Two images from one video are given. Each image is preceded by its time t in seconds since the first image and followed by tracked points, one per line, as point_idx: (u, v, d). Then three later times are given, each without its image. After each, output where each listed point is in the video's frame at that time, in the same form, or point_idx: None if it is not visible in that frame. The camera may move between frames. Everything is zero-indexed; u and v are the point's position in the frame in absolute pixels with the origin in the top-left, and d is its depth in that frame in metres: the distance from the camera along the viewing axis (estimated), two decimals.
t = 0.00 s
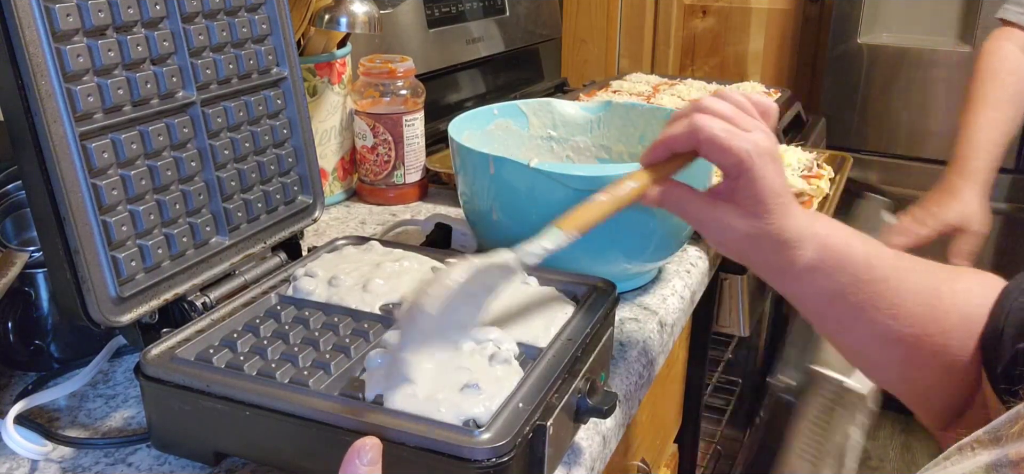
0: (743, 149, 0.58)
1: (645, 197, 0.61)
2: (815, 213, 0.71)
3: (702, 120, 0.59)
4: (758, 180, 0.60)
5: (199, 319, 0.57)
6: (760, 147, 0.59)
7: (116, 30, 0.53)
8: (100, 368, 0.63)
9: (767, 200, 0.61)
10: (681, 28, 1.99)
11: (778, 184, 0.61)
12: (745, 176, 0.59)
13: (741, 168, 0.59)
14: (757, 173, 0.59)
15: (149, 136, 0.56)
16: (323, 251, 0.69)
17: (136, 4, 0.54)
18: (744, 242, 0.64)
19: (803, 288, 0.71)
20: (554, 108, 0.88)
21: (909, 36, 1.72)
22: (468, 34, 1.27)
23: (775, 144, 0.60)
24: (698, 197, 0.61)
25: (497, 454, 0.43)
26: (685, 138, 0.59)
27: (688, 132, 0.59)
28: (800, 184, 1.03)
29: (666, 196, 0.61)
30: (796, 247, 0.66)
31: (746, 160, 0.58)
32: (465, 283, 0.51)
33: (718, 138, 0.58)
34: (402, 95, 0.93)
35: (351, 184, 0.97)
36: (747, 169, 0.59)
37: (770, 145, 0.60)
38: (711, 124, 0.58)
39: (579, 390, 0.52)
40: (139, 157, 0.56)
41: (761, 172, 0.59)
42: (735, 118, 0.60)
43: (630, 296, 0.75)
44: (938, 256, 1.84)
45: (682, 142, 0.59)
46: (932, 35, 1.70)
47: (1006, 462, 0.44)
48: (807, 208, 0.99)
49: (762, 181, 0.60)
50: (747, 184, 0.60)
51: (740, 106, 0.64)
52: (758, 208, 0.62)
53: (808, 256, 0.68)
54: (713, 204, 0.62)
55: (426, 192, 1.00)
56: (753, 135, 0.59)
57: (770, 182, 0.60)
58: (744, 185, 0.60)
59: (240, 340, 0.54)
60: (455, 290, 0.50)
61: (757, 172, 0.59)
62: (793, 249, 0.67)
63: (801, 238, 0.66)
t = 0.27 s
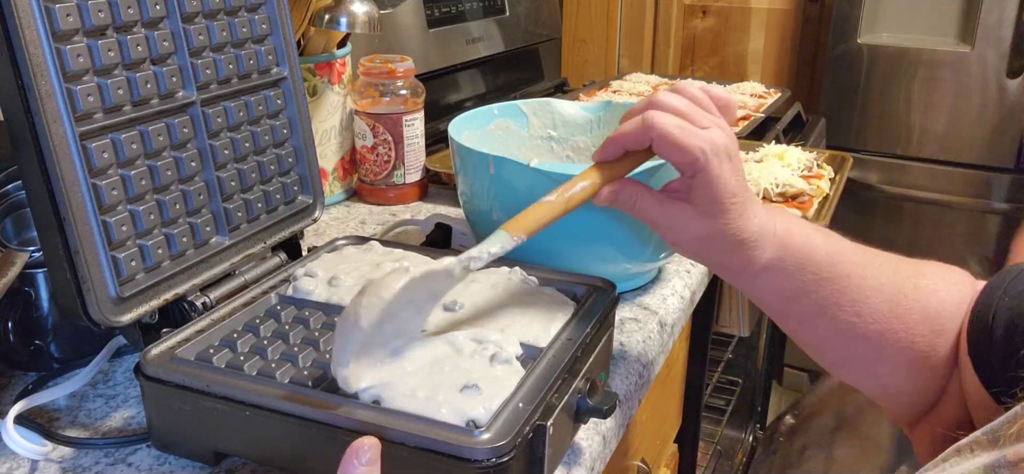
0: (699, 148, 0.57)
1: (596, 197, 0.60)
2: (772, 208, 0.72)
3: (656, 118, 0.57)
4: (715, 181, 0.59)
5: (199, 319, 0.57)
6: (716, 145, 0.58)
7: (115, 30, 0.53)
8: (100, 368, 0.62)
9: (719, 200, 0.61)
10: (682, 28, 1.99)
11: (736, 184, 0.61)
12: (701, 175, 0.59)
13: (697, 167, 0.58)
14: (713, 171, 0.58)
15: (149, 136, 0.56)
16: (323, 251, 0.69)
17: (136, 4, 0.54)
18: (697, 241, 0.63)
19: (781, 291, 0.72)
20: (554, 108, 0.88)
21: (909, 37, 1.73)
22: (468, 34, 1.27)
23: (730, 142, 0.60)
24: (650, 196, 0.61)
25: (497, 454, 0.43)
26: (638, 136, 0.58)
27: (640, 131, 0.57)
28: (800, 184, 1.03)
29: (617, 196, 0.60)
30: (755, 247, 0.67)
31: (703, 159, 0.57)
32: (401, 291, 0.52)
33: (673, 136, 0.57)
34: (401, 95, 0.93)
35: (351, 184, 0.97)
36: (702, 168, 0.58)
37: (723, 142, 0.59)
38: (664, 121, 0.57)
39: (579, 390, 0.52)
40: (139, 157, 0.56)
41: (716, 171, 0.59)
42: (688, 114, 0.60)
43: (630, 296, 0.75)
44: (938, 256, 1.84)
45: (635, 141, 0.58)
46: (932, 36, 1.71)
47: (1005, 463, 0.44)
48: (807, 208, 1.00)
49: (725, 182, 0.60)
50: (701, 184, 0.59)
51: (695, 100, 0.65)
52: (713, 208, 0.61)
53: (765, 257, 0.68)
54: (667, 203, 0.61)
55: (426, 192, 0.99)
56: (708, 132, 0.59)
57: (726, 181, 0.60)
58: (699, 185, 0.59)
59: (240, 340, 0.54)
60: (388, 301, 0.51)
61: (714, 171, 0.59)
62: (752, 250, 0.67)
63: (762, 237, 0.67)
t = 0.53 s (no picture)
0: (711, 146, 0.59)
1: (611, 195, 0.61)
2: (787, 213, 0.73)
3: (670, 117, 0.59)
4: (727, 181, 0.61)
5: (199, 319, 0.57)
6: (728, 145, 0.60)
7: (115, 30, 0.53)
8: (100, 368, 0.62)
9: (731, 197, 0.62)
10: (682, 28, 1.99)
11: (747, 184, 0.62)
12: (713, 173, 0.60)
13: (710, 165, 0.59)
14: (725, 170, 0.60)
15: (149, 136, 0.56)
16: (323, 251, 0.69)
17: (136, 4, 0.54)
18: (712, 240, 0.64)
19: (795, 291, 0.73)
20: (554, 108, 0.88)
21: (909, 37, 1.72)
22: (468, 34, 1.27)
23: (742, 143, 0.62)
24: (664, 196, 0.61)
25: (497, 454, 0.43)
26: (652, 134, 0.59)
27: (654, 129, 0.59)
28: (800, 184, 1.03)
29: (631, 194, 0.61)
30: (769, 245, 0.68)
31: (715, 157, 0.59)
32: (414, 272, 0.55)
33: (686, 134, 0.59)
34: (401, 95, 0.93)
35: (351, 184, 0.97)
36: (714, 166, 0.59)
37: (735, 142, 0.61)
38: (678, 120, 0.59)
39: (579, 390, 0.52)
40: (139, 157, 0.56)
41: (729, 170, 0.60)
42: (701, 115, 0.62)
43: (630, 296, 0.75)
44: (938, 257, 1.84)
45: (649, 140, 0.60)
46: (933, 35, 1.71)
47: (1007, 466, 0.44)
48: (807, 208, 1.00)
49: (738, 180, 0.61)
50: (714, 182, 0.61)
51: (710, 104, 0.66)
52: (726, 206, 0.63)
53: (778, 256, 0.69)
54: (682, 202, 0.62)
55: (426, 192, 0.99)
56: (720, 132, 0.61)
57: (739, 181, 0.62)
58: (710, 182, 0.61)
59: (240, 340, 0.54)
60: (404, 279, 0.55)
61: (726, 170, 0.60)
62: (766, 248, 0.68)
63: (776, 236, 0.68)
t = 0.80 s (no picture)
0: (741, 147, 0.58)
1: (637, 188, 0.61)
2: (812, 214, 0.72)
3: (702, 115, 0.59)
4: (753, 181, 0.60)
5: (199, 319, 0.57)
6: (757, 147, 0.59)
7: (116, 30, 0.53)
8: (100, 368, 0.62)
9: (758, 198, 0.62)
10: (681, 28, 1.99)
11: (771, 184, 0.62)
12: (741, 173, 0.60)
13: (738, 165, 0.59)
14: (753, 171, 0.60)
15: (149, 136, 0.56)
16: (323, 251, 0.69)
17: (137, 4, 0.54)
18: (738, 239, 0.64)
19: (806, 293, 0.72)
20: (554, 108, 0.88)
21: (909, 37, 1.72)
22: (468, 34, 1.27)
23: (773, 145, 0.61)
24: (690, 192, 0.61)
25: (497, 454, 0.43)
26: (683, 131, 0.59)
27: (686, 125, 0.59)
28: (800, 184, 1.03)
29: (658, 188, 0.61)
30: (795, 248, 0.67)
31: (743, 157, 0.59)
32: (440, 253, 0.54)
33: (716, 133, 0.58)
34: (401, 95, 0.93)
35: (351, 185, 0.97)
36: (743, 167, 0.59)
37: (767, 143, 0.61)
38: (709, 119, 0.58)
39: (579, 390, 0.52)
40: (139, 157, 0.56)
41: (756, 171, 0.60)
42: (735, 115, 0.61)
43: (630, 296, 0.75)
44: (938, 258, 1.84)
45: (681, 136, 0.60)
46: (932, 35, 1.71)
47: (1008, 465, 0.44)
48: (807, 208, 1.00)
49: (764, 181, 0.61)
50: (741, 182, 0.60)
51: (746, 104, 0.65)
52: (753, 207, 0.62)
53: (804, 259, 0.68)
54: (708, 201, 0.62)
55: (426, 192, 0.99)
56: (752, 133, 0.60)
57: (766, 182, 0.61)
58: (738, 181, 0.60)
59: (240, 340, 0.54)
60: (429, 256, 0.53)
61: (754, 170, 0.59)
62: (792, 251, 0.67)
63: (802, 239, 0.67)
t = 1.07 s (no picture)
0: (753, 144, 0.58)
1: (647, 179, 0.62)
2: (824, 212, 0.72)
3: (715, 110, 0.59)
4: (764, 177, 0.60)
5: (199, 319, 0.57)
6: (771, 143, 0.59)
7: (116, 30, 0.53)
8: (100, 368, 0.63)
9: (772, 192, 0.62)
10: (682, 28, 1.99)
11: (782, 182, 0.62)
12: (753, 170, 0.60)
13: (751, 161, 0.59)
14: (765, 167, 0.59)
15: (149, 136, 0.56)
16: (323, 251, 0.69)
17: (137, 4, 0.54)
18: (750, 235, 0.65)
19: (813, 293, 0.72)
20: (554, 108, 0.88)
21: (909, 36, 1.72)
22: (468, 34, 1.27)
23: (786, 142, 0.61)
24: (702, 187, 0.62)
25: (497, 454, 0.43)
26: (696, 124, 0.60)
27: (698, 119, 0.59)
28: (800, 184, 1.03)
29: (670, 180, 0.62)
30: (804, 246, 0.67)
31: (756, 154, 0.59)
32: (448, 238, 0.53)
33: (728, 129, 0.58)
34: (401, 95, 0.93)
35: (351, 184, 0.97)
36: (755, 163, 0.59)
37: (780, 139, 0.61)
38: (723, 113, 0.59)
39: (579, 390, 0.52)
40: (139, 157, 0.56)
41: (768, 168, 0.60)
42: (749, 111, 0.61)
43: (630, 296, 0.75)
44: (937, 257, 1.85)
45: (693, 129, 0.60)
46: (932, 35, 1.71)
47: (1005, 461, 0.44)
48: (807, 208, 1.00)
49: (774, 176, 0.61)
50: (753, 178, 0.61)
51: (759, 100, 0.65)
52: (764, 203, 0.63)
53: (814, 257, 0.69)
54: (721, 196, 0.63)
55: (426, 192, 0.99)
56: (765, 130, 0.60)
57: (777, 179, 0.61)
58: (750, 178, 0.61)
59: (240, 340, 0.54)
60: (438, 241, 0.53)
61: (765, 168, 0.60)
62: (802, 248, 0.67)
63: (812, 237, 0.68)
